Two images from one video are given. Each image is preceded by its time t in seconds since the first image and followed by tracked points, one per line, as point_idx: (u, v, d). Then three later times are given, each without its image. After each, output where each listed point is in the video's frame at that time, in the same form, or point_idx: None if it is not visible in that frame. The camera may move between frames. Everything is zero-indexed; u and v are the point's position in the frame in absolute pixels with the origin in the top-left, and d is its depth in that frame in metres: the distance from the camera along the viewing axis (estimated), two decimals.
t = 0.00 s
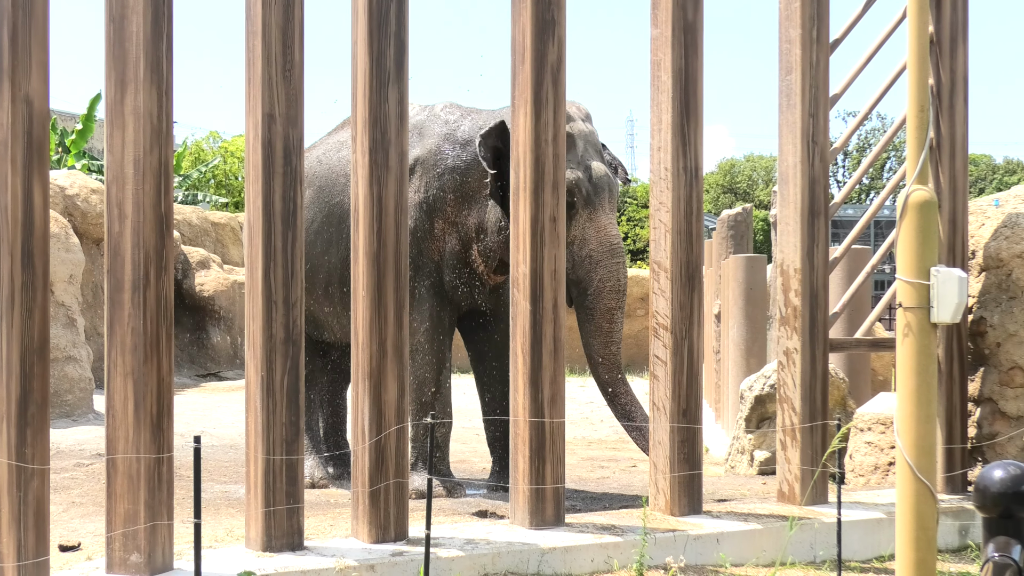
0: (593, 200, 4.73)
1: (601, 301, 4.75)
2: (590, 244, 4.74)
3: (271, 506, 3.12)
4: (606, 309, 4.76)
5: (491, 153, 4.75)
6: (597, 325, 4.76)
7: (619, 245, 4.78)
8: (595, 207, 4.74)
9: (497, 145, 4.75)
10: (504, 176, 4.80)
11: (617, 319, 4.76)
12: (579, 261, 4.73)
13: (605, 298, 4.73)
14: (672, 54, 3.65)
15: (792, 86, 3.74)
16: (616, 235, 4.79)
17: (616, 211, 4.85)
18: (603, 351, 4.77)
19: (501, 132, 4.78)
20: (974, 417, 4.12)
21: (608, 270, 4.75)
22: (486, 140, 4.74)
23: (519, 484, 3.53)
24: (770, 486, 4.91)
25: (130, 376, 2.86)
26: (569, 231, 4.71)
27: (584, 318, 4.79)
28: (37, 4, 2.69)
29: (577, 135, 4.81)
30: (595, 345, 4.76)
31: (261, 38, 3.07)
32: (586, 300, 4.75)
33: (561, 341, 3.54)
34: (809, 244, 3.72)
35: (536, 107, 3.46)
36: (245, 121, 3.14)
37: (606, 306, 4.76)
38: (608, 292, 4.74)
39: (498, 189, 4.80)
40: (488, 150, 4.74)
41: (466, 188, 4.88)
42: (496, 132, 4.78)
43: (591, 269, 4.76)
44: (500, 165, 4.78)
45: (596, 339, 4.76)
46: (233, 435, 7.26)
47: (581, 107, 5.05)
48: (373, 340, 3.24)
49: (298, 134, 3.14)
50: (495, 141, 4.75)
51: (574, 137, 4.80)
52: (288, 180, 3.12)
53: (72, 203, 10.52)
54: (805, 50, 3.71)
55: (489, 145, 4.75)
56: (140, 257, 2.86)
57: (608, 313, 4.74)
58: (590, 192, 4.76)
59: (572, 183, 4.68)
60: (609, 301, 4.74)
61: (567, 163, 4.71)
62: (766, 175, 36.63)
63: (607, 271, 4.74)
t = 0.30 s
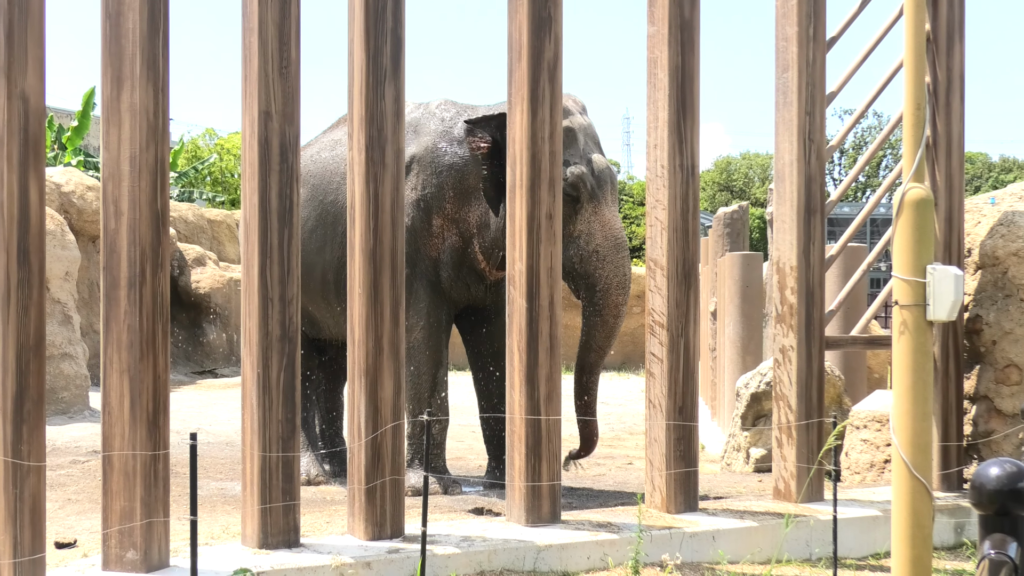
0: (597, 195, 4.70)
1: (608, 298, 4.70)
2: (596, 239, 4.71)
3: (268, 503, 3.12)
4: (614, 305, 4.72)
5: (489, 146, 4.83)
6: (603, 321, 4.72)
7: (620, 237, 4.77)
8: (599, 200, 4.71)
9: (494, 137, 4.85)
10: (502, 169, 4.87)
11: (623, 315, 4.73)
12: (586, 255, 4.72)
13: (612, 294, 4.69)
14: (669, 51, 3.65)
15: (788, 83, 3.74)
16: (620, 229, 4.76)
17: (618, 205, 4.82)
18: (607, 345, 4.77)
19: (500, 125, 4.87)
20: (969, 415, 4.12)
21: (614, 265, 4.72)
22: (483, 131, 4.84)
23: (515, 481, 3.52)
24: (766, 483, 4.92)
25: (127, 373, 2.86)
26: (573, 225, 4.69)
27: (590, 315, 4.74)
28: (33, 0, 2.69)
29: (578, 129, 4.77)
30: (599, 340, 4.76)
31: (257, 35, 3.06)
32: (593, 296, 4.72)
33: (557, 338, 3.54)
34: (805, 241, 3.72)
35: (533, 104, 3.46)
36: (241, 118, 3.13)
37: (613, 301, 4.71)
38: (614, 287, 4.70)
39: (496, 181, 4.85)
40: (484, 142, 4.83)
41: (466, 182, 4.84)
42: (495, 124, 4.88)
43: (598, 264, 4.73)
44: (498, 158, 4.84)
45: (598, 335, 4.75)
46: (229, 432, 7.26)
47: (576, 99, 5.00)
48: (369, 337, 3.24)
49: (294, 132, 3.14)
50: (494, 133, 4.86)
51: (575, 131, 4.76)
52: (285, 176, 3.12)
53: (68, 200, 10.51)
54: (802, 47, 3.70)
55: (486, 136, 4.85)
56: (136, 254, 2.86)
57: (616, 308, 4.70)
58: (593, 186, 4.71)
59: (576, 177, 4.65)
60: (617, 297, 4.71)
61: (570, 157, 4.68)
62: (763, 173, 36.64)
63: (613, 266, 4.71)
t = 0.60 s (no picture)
0: (596, 192, 4.69)
1: (607, 295, 4.67)
2: (594, 237, 4.68)
3: (263, 501, 3.12)
4: (613, 302, 4.69)
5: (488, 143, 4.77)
6: (603, 318, 4.71)
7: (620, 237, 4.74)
8: (598, 198, 4.70)
9: (494, 133, 4.78)
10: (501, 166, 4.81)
11: (623, 313, 4.72)
12: (585, 253, 4.69)
13: (611, 292, 4.66)
14: (665, 48, 3.65)
15: (784, 81, 3.74)
16: (619, 228, 4.74)
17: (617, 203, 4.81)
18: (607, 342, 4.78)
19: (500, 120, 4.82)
20: (965, 412, 4.13)
21: (613, 264, 4.68)
22: (484, 127, 4.76)
23: (510, 479, 3.52)
24: (762, 481, 4.92)
25: (122, 370, 2.86)
26: (572, 223, 4.68)
27: (590, 312, 4.72)
28: None
29: (577, 126, 4.79)
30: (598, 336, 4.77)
31: (253, 32, 3.06)
32: (592, 293, 4.69)
33: (553, 335, 3.54)
34: (801, 239, 3.73)
35: (529, 102, 3.46)
36: (236, 115, 3.13)
37: (612, 299, 4.69)
38: (613, 285, 4.66)
39: (496, 178, 4.79)
40: (484, 139, 4.75)
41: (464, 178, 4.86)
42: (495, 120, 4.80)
43: (597, 262, 4.69)
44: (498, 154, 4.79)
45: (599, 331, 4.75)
46: (224, 429, 7.25)
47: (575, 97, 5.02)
48: (364, 334, 3.24)
49: (290, 129, 3.14)
50: (494, 128, 4.79)
51: (575, 129, 4.78)
52: (280, 174, 3.11)
53: (64, 198, 10.50)
54: (797, 45, 3.71)
55: (486, 133, 4.77)
56: (131, 251, 2.86)
57: (616, 306, 4.68)
58: (593, 183, 4.70)
59: (576, 174, 4.65)
60: (615, 294, 4.67)
61: (570, 155, 4.69)
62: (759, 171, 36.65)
63: (613, 264, 4.68)
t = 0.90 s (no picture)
0: (591, 186, 4.70)
1: (602, 287, 4.69)
2: (588, 231, 4.69)
3: (259, 499, 3.11)
4: (609, 296, 4.70)
5: (484, 140, 4.74)
6: (600, 312, 4.72)
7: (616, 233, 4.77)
8: (592, 192, 4.71)
9: (490, 130, 4.76)
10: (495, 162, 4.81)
11: (619, 306, 4.72)
12: (580, 248, 4.70)
13: (606, 285, 4.68)
14: (660, 46, 3.65)
15: (779, 78, 3.74)
16: (613, 223, 4.76)
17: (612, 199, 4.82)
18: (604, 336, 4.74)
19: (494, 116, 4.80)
20: (960, 409, 4.14)
21: (606, 257, 4.70)
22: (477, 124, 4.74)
23: (506, 477, 3.53)
24: (757, 478, 4.93)
25: (117, 369, 2.85)
26: (567, 218, 4.70)
27: (585, 305, 4.74)
28: None
29: (573, 121, 4.77)
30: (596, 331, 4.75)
31: (248, 30, 3.06)
32: (587, 288, 4.71)
33: (548, 333, 3.54)
34: (796, 237, 3.73)
35: (524, 100, 3.46)
36: (231, 113, 3.13)
37: (607, 292, 4.71)
38: (608, 278, 4.69)
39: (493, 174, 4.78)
40: (481, 136, 4.73)
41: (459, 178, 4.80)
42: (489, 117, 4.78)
43: (591, 256, 4.70)
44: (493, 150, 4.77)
45: (597, 325, 4.73)
46: (220, 427, 7.25)
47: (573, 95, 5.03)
48: (360, 332, 3.24)
49: (285, 127, 3.13)
50: (487, 125, 4.76)
51: (571, 124, 4.75)
52: (275, 172, 3.11)
53: (59, 195, 10.49)
54: (792, 42, 3.71)
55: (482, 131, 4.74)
56: (127, 249, 2.86)
57: (611, 299, 4.69)
58: (588, 178, 4.71)
59: (570, 169, 4.65)
60: (610, 287, 4.70)
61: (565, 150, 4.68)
62: (754, 168, 36.65)
63: (607, 258, 4.70)
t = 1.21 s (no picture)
0: (581, 182, 4.71)
1: (587, 281, 4.66)
2: (577, 228, 4.69)
3: (254, 496, 3.11)
4: (594, 290, 4.66)
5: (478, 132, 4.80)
6: (585, 305, 4.64)
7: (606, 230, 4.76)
8: (582, 188, 4.71)
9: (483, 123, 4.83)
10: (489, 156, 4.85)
11: (605, 300, 4.65)
12: (569, 242, 4.69)
13: (591, 279, 4.65)
14: (655, 44, 3.65)
15: (774, 76, 3.74)
16: (603, 220, 4.74)
17: (604, 196, 4.80)
18: (593, 331, 4.61)
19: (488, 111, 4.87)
20: (954, 407, 4.14)
21: (592, 252, 4.68)
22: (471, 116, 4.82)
23: (501, 474, 3.53)
24: (753, 475, 4.93)
25: (112, 366, 2.85)
26: (556, 213, 4.69)
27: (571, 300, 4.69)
28: None
29: (566, 117, 4.81)
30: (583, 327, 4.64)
31: (243, 27, 3.05)
32: (573, 282, 4.68)
33: (543, 331, 3.54)
34: (791, 234, 3.73)
35: (519, 96, 3.46)
36: (227, 110, 3.12)
37: (593, 286, 4.66)
38: (594, 271, 4.66)
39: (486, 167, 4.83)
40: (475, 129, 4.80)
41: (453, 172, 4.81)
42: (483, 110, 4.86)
43: (577, 252, 4.69)
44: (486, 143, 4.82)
45: (585, 320, 4.63)
46: (215, 425, 7.25)
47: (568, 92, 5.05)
48: (355, 330, 3.24)
49: (280, 124, 3.13)
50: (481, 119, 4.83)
51: (563, 120, 4.80)
52: (270, 169, 3.11)
53: (54, 193, 10.48)
54: (788, 40, 3.71)
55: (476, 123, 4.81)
56: (121, 246, 2.85)
57: (596, 292, 4.64)
58: (578, 174, 4.72)
59: (561, 164, 4.67)
60: (596, 281, 4.66)
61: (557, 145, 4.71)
62: (749, 165, 36.65)
63: (594, 253, 4.68)
